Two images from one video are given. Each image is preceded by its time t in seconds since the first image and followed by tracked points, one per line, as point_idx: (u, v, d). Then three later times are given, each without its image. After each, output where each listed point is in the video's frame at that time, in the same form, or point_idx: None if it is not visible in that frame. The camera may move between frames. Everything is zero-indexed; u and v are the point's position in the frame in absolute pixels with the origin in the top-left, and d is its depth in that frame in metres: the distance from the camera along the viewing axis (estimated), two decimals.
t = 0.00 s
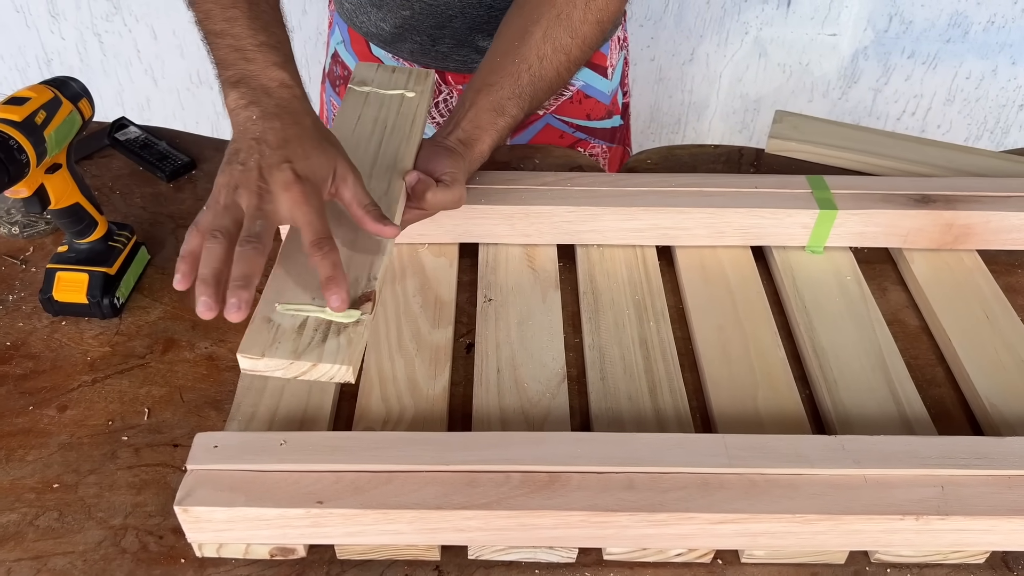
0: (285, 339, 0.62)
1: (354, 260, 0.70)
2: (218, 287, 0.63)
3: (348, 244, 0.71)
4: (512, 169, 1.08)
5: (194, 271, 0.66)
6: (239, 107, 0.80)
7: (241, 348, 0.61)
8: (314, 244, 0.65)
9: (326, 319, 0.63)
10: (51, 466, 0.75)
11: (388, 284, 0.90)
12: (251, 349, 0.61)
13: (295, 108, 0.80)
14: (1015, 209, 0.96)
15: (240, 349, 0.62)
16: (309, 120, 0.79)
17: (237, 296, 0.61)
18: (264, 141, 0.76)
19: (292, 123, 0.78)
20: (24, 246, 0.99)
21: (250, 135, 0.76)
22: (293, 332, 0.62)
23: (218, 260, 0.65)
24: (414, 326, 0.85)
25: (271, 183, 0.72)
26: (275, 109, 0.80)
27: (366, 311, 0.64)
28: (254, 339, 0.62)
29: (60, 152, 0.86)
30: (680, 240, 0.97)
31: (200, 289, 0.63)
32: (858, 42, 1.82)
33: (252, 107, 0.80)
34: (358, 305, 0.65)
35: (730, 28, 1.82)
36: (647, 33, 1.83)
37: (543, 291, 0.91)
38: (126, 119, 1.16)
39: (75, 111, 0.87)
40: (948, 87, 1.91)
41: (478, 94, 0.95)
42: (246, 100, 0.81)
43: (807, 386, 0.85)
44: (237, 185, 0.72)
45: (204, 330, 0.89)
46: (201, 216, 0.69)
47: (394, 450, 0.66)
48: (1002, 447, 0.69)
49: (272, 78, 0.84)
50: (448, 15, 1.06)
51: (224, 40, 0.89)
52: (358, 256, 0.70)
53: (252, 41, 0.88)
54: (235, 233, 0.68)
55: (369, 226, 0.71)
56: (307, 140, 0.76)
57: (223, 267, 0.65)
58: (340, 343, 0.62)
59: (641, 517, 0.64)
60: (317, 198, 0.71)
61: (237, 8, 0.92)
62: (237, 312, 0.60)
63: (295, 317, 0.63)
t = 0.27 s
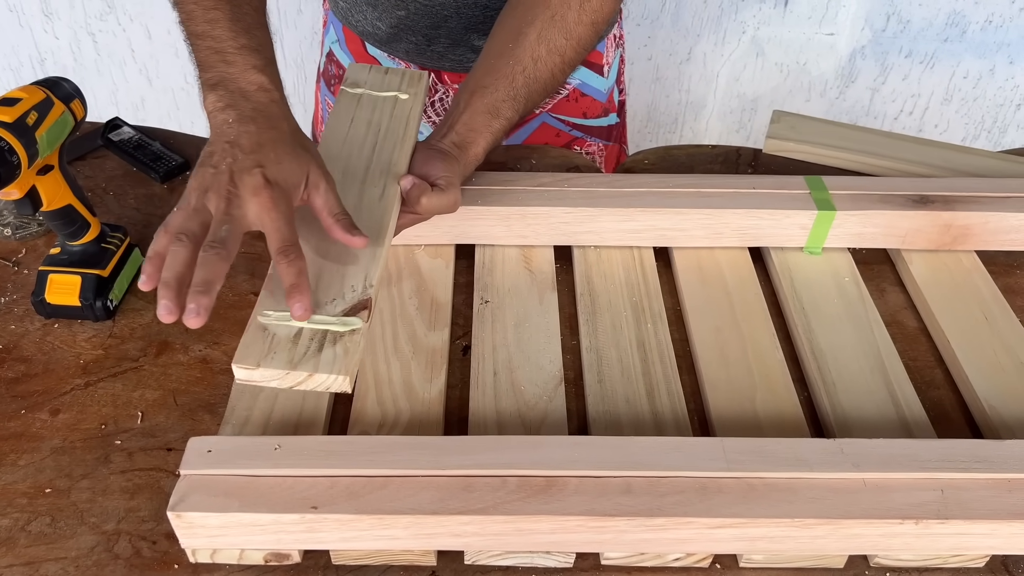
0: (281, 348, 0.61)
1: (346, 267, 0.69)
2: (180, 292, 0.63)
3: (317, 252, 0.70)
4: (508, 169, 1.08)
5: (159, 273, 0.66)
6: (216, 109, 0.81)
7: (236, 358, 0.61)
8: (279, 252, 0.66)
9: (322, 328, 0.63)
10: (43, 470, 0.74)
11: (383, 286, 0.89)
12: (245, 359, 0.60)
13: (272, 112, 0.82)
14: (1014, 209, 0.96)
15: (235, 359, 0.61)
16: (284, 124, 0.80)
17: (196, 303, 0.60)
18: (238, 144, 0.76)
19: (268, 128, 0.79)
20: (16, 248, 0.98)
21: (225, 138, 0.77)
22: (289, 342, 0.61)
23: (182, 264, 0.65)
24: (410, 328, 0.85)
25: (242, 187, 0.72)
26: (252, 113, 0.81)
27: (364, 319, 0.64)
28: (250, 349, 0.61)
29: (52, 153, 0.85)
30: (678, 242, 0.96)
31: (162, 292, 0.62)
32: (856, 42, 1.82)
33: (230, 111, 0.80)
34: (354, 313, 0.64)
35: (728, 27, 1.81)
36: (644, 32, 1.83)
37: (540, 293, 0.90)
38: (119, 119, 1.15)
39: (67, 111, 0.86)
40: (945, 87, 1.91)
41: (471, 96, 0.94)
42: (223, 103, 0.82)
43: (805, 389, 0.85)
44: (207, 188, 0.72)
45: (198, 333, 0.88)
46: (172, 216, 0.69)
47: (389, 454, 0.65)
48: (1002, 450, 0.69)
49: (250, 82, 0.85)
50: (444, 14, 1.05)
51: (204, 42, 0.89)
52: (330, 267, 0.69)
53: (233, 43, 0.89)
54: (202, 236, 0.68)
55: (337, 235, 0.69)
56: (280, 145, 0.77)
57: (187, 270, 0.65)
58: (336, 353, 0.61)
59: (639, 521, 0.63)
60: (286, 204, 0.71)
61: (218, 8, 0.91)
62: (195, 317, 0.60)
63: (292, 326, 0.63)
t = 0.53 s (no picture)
0: (272, 351, 0.61)
1: (317, 267, 0.68)
2: (160, 294, 0.63)
3: (301, 256, 0.69)
4: (507, 169, 1.07)
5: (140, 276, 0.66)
6: (202, 109, 0.81)
7: (227, 360, 0.60)
8: (261, 252, 0.65)
9: (314, 331, 0.62)
10: (40, 473, 0.74)
11: (382, 287, 0.89)
12: (236, 362, 0.60)
13: (257, 113, 0.81)
14: (1014, 209, 0.96)
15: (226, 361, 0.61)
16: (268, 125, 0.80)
17: (173, 304, 0.60)
18: (222, 145, 0.76)
19: (252, 128, 0.79)
20: (13, 248, 0.98)
21: (209, 139, 0.77)
22: (280, 344, 0.61)
23: (163, 265, 0.65)
24: (409, 329, 0.84)
25: (222, 188, 0.72)
26: (237, 113, 0.80)
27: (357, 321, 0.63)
28: (241, 352, 0.61)
29: (48, 153, 0.84)
30: (677, 242, 0.96)
31: (142, 294, 0.62)
32: (854, 41, 1.82)
33: (216, 112, 0.80)
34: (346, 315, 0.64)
35: (726, 26, 1.81)
36: (643, 31, 1.83)
37: (540, 293, 0.90)
38: (116, 119, 1.15)
39: (64, 112, 0.86)
40: (944, 86, 1.91)
41: (470, 96, 0.94)
42: (208, 104, 0.81)
43: (805, 390, 0.85)
44: (190, 189, 0.72)
45: (196, 334, 0.88)
46: (155, 218, 0.69)
47: (389, 457, 0.65)
48: (1003, 452, 0.69)
49: (237, 82, 0.84)
50: (443, 14, 1.05)
51: (193, 42, 0.89)
52: (309, 269, 0.68)
53: (220, 43, 0.88)
54: (183, 238, 0.68)
55: (318, 237, 0.69)
56: (263, 146, 0.77)
57: (166, 272, 0.65)
58: (328, 355, 0.61)
59: (640, 524, 0.63)
60: (267, 206, 0.71)
61: (207, 8, 0.91)
62: (172, 320, 0.59)
63: (283, 329, 0.62)
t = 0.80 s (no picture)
0: (260, 347, 0.64)
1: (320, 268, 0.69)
2: (204, 303, 0.63)
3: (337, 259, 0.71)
4: (506, 168, 1.07)
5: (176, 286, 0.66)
6: (227, 117, 0.81)
7: (216, 357, 0.64)
8: (305, 257, 0.65)
9: (300, 328, 0.65)
10: (39, 471, 0.74)
11: (380, 285, 0.89)
12: (225, 358, 0.63)
13: (283, 119, 0.81)
14: (1012, 208, 0.96)
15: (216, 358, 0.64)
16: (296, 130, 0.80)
17: (226, 314, 0.60)
18: (253, 153, 0.76)
19: (281, 134, 0.78)
20: (11, 247, 0.98)
21: (238, 147, 0.77)
22: (269, 341, 0.64)
23: (203, 275, 0.65)
24: (407, 327, 0.84)
25: (259, 196, 0.72)
26: (264, 120, 0.80)
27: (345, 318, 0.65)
28: (231, 347, 0.64)
29: (46, 152, 0.84)
30: (676, 240, 0.96)
31: (186, 305, 0.63)
32: (852, 39, 1.82)
33: (241, 120, 0.80)
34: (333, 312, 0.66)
35: (724, 24, 1.81)
36: (641, 30, 1.83)
37: (538, 292, 0.90)
38: (114, 117, 1.15)
39: (61, 110, 0.86)
40: (941, 84, 1.91)
41: (467, 94, 0.94)
42: (234, 111, 0.81)
43: (804, 387, 0.85)
44: (224, 199, 0.72)
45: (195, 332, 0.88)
46: (189, 229, 0.70)
47: (388, 455, 0.65)
48: (1000, 449, 0.69)
49: (261, 88, 0.84)
50: (442, 13, 1.05)
51: (213, 48, 0.88)
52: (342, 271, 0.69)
53: (241, 49, 0.88)
54: (223, 247, 0.69)
55: (353, 239, 0.70)
56: (295, 152, 0.76)
57: (209, 282, 0.65)
58: (315, 351, 0.64)
59: (638, 522, 0.63)
60: (307, 211, 0.71)
61: (226, 13, 0.91)
62: (224, 329, 0.59)
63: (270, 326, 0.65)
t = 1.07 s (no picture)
0: (254, 348, 0.63)
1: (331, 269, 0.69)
2: (215, 303, 0.63)
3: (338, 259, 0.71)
4: (504, 166, 1.08)
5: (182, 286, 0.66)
6: (229, 114, 0.81)
7: (210, 357, 0.63)
8: (313, 258, 0.66)
9: (295, 327, 0.64)
10: (39, 469, 0.74)
11: (379, 283, 0.89)
12: (219, 359, 0.62)
13: (287, 117, 0.81)
14: (1008, 205, 0.96)
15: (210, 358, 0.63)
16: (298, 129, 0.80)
17: (240, 314, 0.60)
18: (257, 151, 0.76)
19: (285, 133, 0.78)
20: (10, 246, 0.98)
21: (241, 145, 0.77)
22: (263, 341, 0.63)
23: (213, 274, 0.65)
24: (407, 325, 0.85)
25: (266, 196, 0.72)
26: (266, 118, 0.80)
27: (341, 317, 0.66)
28: (224, 349, 0.63)
29: (46, 150, 0.84)
30: (674, 238, 0.96)
31: (195, 304, 0.62)
32: (850, 38, 1.82)
33: (244, 118, 0.80)
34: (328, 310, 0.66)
35: (722, 23, 1.81)
36: (639, 29, 1.83)
37: (537, 290, 0.90)
38: (113, 116, 1.15)
39: (61, 108, 0.86)
40: (939, 83, 1.91)
41: (464, 92, 0.94)
42: (236, 108, 0.81)
43: (801, 384, 0.85)
44: (229, 198, 0.72)
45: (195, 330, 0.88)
46: (194, 227, 0.70)
47: (388, 452, 0.65)
48: (996, 445, 0.69)
49: (264, 86, 0.84)
50: (438, 11, 1.05)
51: (214, 45, 0.88)
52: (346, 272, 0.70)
53: (242, 46, 0.88)
54: (232, 247, 0.69)
55: (358, 239, 0.70)
56: (300, 150, 0.76)
57: (219, 281, 0.65)
58: (309, 351, 0.63)
59: (638, 518, 0.63)
60: (313, 211, 0.71)
61: (226, 10, 0.91)
62: (239, 329, 0.59)
63: (264, 326, 0.64)
